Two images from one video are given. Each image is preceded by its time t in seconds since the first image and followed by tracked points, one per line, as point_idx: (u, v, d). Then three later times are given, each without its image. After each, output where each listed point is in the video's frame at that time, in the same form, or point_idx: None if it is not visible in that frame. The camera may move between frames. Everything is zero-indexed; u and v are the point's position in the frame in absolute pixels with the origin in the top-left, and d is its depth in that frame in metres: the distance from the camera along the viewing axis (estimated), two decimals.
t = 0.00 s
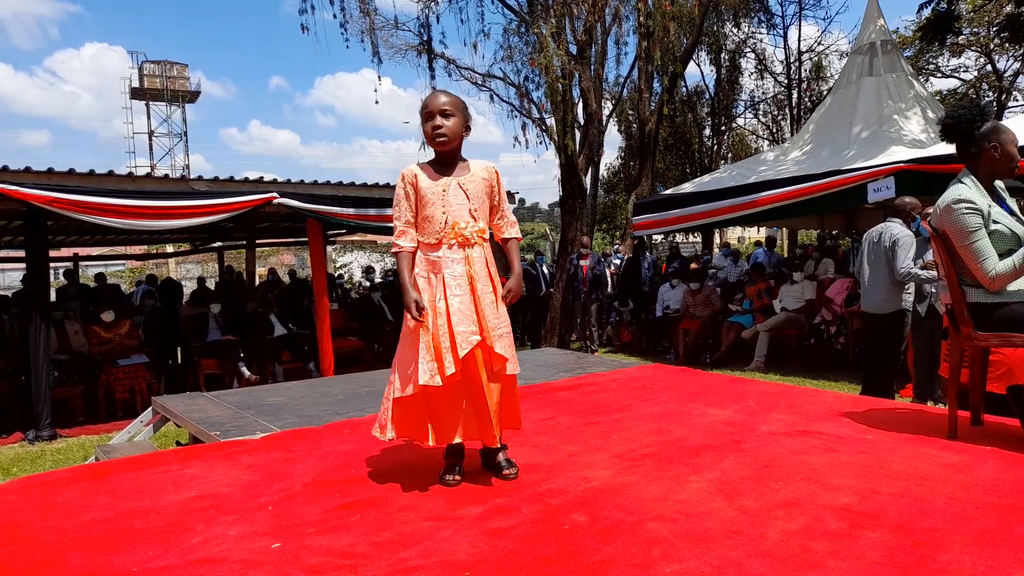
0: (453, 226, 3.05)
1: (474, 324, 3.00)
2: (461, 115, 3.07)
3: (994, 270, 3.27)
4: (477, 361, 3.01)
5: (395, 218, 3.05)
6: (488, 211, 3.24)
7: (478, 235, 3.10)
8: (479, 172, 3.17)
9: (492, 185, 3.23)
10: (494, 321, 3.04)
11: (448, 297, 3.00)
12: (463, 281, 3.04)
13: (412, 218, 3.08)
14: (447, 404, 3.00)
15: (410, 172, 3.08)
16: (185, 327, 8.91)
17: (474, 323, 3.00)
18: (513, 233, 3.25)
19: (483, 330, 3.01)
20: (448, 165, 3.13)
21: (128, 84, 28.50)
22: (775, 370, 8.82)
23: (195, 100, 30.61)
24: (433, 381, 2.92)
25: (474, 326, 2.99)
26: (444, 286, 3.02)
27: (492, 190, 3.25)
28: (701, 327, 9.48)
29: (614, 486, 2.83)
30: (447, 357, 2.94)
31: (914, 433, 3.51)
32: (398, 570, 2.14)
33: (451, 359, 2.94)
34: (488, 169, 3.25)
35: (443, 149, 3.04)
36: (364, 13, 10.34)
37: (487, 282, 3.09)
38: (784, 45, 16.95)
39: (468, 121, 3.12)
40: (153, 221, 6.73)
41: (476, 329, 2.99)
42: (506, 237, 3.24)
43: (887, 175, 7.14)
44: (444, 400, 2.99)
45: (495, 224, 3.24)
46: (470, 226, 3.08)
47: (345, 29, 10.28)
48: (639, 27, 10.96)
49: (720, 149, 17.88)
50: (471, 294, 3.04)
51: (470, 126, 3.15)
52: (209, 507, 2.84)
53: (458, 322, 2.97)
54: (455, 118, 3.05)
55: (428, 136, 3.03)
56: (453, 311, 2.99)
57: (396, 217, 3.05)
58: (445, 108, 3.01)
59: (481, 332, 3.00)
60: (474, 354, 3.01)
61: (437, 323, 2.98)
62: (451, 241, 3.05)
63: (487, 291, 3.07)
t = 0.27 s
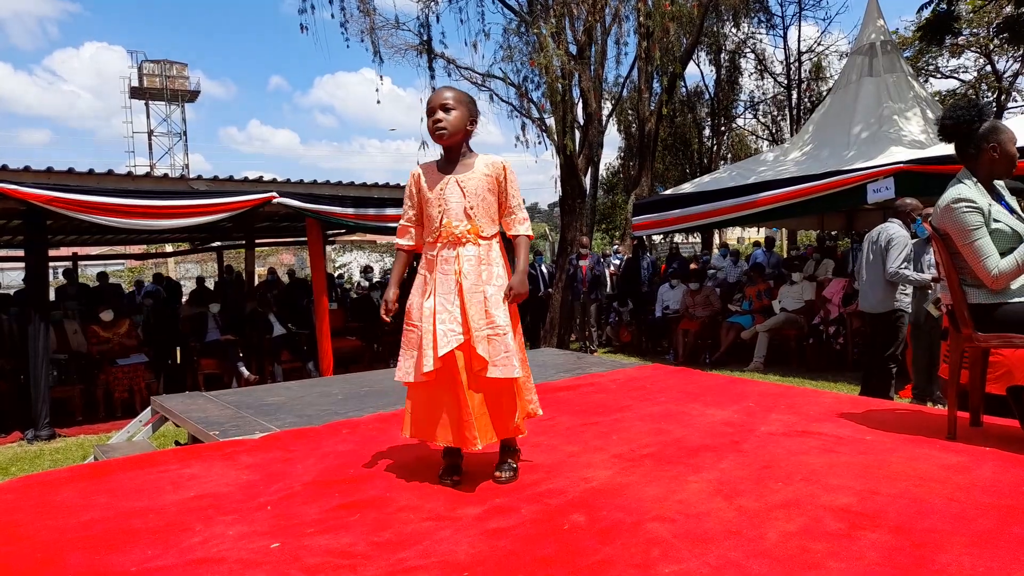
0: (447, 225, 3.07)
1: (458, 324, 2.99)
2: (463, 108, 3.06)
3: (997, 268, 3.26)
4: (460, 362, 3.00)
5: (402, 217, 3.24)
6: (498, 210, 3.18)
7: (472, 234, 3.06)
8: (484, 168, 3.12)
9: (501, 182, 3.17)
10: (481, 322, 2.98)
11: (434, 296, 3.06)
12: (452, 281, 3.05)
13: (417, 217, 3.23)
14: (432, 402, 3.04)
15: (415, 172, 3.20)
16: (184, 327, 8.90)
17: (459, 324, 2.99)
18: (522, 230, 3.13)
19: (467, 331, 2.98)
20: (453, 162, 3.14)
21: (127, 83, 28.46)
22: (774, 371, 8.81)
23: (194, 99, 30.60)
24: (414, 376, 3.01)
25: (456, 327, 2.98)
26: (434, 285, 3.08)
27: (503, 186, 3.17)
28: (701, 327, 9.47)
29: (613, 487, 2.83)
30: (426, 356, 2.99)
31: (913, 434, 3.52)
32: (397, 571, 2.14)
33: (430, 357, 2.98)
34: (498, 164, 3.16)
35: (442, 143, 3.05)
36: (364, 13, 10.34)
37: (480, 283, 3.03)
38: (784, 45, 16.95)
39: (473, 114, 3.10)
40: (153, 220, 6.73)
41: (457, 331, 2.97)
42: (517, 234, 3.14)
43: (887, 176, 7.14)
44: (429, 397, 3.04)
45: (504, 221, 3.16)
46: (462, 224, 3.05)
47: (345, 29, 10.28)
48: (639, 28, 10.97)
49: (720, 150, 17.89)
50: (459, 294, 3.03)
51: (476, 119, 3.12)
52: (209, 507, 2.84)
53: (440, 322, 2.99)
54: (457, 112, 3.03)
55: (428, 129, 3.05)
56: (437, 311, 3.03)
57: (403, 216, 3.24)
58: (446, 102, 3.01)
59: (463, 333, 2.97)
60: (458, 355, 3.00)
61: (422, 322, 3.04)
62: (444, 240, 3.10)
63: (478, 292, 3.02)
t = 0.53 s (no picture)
0: (453, 231, 3.11)
1: (456, 328, 3.02)
2: (468, 114, 3.05)
3: (1005, 260, 3.25)
4: (458, 365, 3.03)
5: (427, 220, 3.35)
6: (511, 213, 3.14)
7: (475, 239, 3.07)
8: (492, 171, 3.10)
9: (512, 185, 3.11)
10: (480, 326, 2.97)
11: (438, 299, 3.11)
12: (455, 285, 3.08)
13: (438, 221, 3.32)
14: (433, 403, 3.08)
15: (433, 178, 3.28)
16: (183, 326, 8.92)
17: (457, 327, 3.02)
18: (531, 232, 3.06)
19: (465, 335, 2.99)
20: (466, 167, 3.14)
21: (126, 83, 28.44)
22: (773, 371, 8.81)
23: (193, 99, 30.58)
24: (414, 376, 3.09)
25: (454, 330, 3.01)
26: (439, 288, 3.14)
27: (514, 188, 3.11)
28: (700, 327, 9.47)
29: (612, 487, 2.83)
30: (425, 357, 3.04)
31: (912, 434, 3.52)
32: (396, 570, 2.14)
33: (429, 360, 3.03)
34: (507, 166, 3.11)
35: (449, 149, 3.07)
36: (363, 13, 10.34)
37: (483, 287, 3.03)
38: (782, 46, 16.96)
39: (481, 118, 3.07)
40: (152, 220, 6.73)
41: (455, 335, 3.00)
42: (530, 236, 3.08)
43: (885, 176, 7.15)
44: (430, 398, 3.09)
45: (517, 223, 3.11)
46: (465, 229, 3.07)
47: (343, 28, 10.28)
48: (638, 28, 10.97)
49: (719, 150, 17.90)
50: (460, 298, 3.05)
51: (486, 122, 3.08)
52: (207, 507, 2.83)
53: (439, 324, 3.04)
54: (462, 118, 3.04)
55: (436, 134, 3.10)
56: (438, 314, 3.07)
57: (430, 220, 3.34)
58: (452, 108, 3.04)
59: (461, 337, 3.00)
60: (457, 358, 3.03)
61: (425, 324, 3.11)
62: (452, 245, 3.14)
63: (480, 297, 3.02)
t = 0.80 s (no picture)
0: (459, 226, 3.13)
1: (458, 322, 3.03)
2: (472, 112, 3.06)
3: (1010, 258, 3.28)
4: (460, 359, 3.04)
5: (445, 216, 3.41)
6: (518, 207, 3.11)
7: (478, 233, 3.07)
8: (497, 165, 3.08)
9: (516, 178, 3.08)
10: (480, 320, 2.97)
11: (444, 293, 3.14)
12: (459, 279, 3.10)
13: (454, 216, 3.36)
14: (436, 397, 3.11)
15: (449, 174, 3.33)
16: (185, 325, 8.93)
17: (459, 322, 3.03)
18: (536, 223, 2.99)
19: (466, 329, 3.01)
20: (475, 162, 3.15)
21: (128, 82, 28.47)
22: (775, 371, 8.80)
23: (195, 98, 30.60)
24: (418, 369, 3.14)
25: (456, 325, 3.03)
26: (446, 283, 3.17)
27: (519, 181, 3.07)
28: (702, 327, 9.46)
29: (615, 486, 2.83)
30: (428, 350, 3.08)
31: (914, 434, 3.51)
32: (399, 570, 2.14)
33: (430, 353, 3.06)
34: (512, 160, 3.09)
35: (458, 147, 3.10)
36: (364, 12, 10.34)
37: (485, 281, 3.02)
38: (784, 45, 16.94)
39: (487, 115, 3.07)
40: (154, 219, 6.74)
41: (456, 328, 3.02)
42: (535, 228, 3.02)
43: (888, 175, 7.14)
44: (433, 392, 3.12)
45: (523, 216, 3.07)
46: (469, 223, 3.09)
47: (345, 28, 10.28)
48: (639, 27, 10.98)
49: (720, 149, 17.89)
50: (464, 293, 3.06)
51: (492, 119, 3.07)
52: (210, 506, 2.83)
53: (442, 317, 3.07)
54: (469, 116, 3.05)
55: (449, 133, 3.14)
56: (442, 308, 3.10)
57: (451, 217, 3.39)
58: (460, 106, 3.07)
59: (461, 331, 3.01)
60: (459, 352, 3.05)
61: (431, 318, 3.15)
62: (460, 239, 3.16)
63: (482, 291, 3.01)
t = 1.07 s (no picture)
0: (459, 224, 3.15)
1: (452, 318, 3.04)
2: (467, 112, 3.07)
3: (994, 259, 3.27)
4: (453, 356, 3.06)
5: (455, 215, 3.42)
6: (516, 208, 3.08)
7: (474, 231, 3.07)
8: (497, 163, 3.06)
9: (513, 177, 3.03)
10: (473, 317, 2.98)
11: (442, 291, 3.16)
12: (456, 277, 3.11)
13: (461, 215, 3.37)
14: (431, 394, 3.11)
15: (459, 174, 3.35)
16: (186, 324, 8.92)
17: (453, 319, 3.04)
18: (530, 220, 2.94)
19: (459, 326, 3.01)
20: (478, 162, 3.15)
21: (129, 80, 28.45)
22: (775, 369, 8.79)
23: (195, 96, 30.56)
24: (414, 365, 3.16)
25: (449, 321, 3.04)
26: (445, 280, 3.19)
27: (517, 180, 3.03)
28: (702, 325, 9.45)
29: (615, 485, 2.82)
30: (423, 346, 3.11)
31: (916, 432, 3.50)
32: (399, 569, 2.14)
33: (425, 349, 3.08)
34: (512, 159, 3.04)
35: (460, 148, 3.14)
36: (364, 10, 10.33)
37: (479, 279, 3.02)
38: (785, 43, 16.91)
39: (480, 113, 3.05)
40: (154, 218, 6.73)
41: (450, 324, 3.03)
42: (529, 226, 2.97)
43: (890, 173, 7.13)
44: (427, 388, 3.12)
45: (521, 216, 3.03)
46: (467, 221, 3.10)
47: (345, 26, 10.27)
48: (640, 25, 10.97)
49: (721, 147, 17.88)
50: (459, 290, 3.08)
51: (486, 115, 3.04)
52: (210, 504, 2.83)
53: (437, 313, 3.08)
54: (465, 119, 3.07)
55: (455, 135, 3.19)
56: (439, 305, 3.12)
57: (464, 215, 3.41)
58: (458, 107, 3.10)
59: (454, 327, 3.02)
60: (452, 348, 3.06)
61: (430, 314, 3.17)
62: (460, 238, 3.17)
63: (475, 288, 3.02)
